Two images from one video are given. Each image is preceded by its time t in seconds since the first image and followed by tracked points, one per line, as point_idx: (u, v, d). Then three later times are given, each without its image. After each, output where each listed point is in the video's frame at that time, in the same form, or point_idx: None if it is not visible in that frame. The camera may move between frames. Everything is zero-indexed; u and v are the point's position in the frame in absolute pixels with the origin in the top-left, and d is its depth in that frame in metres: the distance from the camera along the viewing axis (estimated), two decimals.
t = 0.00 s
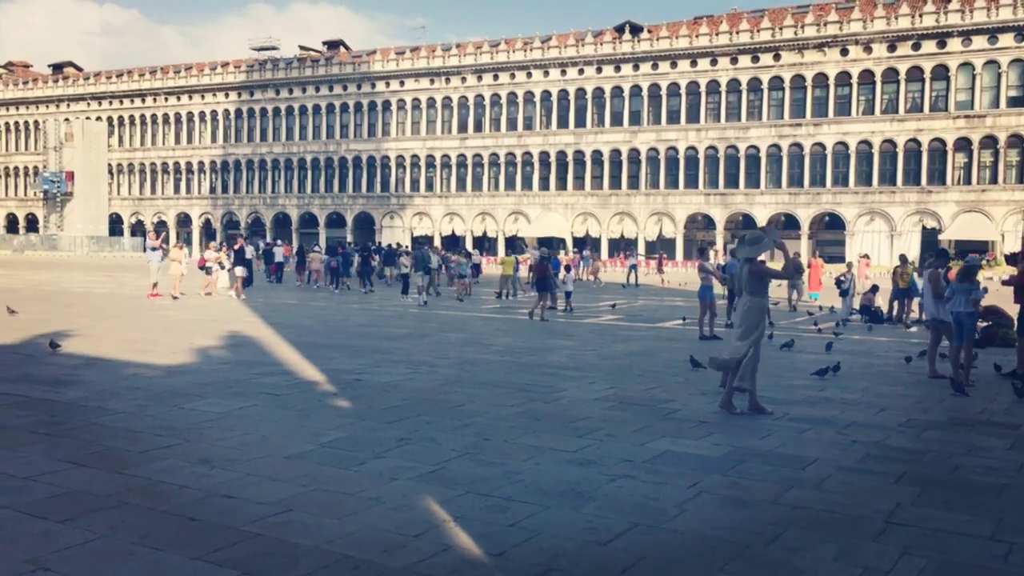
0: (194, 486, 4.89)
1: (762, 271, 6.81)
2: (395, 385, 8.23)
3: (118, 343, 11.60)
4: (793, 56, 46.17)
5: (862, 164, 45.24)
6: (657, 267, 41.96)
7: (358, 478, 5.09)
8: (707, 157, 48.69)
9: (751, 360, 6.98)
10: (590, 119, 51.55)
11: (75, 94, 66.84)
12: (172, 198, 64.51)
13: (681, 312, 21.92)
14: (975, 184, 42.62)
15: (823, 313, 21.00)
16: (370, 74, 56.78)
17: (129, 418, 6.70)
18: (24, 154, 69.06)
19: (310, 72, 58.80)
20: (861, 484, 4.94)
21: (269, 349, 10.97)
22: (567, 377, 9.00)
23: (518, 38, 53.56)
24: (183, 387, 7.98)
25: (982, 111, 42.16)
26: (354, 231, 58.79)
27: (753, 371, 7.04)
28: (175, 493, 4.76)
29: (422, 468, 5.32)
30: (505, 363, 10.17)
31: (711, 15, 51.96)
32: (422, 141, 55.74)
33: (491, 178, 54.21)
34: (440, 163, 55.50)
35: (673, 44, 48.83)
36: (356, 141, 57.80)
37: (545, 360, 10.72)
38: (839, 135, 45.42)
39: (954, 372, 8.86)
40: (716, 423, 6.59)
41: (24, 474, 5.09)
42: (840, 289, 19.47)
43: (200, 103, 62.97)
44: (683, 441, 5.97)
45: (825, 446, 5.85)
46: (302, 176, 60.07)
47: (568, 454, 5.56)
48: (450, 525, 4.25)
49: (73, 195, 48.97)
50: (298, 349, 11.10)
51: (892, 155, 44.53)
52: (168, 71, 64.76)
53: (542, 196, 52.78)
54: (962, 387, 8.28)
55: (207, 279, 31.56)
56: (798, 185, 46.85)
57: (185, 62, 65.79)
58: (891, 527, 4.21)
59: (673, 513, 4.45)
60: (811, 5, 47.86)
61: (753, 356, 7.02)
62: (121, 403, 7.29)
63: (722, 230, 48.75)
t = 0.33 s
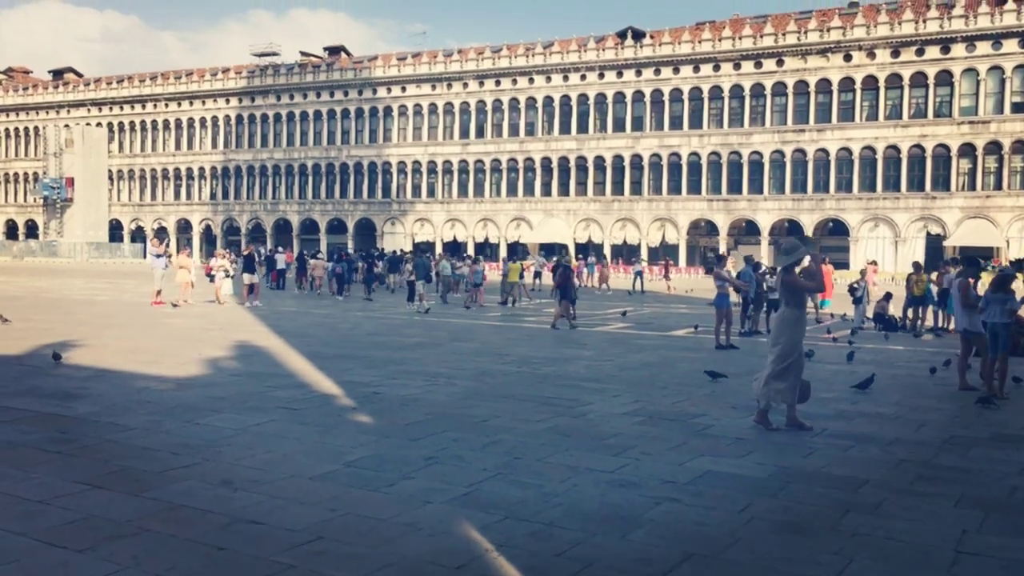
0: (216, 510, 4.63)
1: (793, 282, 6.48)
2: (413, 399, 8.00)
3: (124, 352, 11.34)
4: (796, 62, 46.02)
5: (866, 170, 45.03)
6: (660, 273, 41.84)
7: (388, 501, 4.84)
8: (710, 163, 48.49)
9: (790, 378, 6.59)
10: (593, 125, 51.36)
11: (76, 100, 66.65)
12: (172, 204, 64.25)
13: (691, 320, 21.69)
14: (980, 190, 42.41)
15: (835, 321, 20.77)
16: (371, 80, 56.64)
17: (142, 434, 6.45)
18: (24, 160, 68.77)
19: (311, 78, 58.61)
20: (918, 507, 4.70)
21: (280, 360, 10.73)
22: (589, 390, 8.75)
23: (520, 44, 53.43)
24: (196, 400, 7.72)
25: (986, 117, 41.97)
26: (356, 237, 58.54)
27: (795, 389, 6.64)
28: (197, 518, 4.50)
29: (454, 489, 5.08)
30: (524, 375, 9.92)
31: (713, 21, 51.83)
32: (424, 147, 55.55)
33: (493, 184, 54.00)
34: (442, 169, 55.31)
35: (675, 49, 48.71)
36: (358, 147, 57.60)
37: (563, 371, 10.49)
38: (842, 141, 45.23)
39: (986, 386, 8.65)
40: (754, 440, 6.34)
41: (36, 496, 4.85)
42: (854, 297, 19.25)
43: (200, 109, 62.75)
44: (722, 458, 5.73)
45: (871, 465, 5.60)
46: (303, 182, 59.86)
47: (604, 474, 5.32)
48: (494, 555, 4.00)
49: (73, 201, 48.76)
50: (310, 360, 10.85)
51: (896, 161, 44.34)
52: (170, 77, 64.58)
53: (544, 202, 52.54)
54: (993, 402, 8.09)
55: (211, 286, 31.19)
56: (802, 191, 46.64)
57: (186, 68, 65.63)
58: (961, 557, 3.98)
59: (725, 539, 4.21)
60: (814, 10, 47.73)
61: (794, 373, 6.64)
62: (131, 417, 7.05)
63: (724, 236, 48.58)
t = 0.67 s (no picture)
0: (244, 540, 4.39)
1: (836, 300, 6.26)
2: (435, 417, 7.76)
3: (133, 368, 11.10)
4: (801, 72, 45.88)
5: (871, 180, 44.82)
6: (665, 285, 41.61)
7: (423, 530, 4.58)
8: (715, 174, 48.32)
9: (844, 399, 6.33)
10: (597, 136, 51.19)
11: (79, 112, 66.57)
12: (176, 215, 64.11)
13: (702, 332, 21.43)
14: (986, 201, 42.19)
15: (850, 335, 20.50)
16: (375, 91, 56.56)
17: (159, 455, 6.21)
18: (27, 172, 68.64)
19: (315, 89, 58.57)
20: (983, 536, 4.45)
21: (294, 375, 10.49)
22: (615, 407, 8.51)
23: (524, 55, 53.36)
24: (211, 420, 7.47)
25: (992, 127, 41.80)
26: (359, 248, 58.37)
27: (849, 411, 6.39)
28: (225, 549, 4.26)
29: (491, 516, 4.83)
30: (546, 391, 9.66)
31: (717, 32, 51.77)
32: (427, 158, 55.44)
33: (497, 195, 53.80)
34: (446, 180, 55.18)
35: (679, 60, 48.57)
36: (361, 158, 57.46)
37: (584, 386, 10.24)
38: (848, 151, 45.04)
39: None
40: (796, 462, 6.10)
41: (53, 524, 4.61)
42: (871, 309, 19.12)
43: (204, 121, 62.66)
44: (767, 482, 5.48)
45: (924, 490, 5.35)
46: (306, 194, 59.72)
47: (647, 499, 5.09)
48: None
49: (76, 213, 48.60)
50: (323, 376, 10.59)
51: (901, 172, 44.14)
52: (173, 88, 64.52)
53: (548, 213, 52.34)
54: None
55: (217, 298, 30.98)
56: (807, 202, 46.44)
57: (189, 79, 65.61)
58: None
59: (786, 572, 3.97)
60: (818, 21, 47.69)
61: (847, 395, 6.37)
62: (147, 438, 6.81)
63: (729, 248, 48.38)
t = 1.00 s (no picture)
0: None
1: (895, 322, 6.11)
2: (470, 443, 7.52)
3: (154, 391, 10.90)
4: (815, 92, 45.70)
5: (887, 200, 44.48)
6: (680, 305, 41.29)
7: (475, 568, 4.34)
8: (728, 194, 48.12)
9: (911, 423, 6.07)
10: (610, 156, 51.07)
11: (94, 133, 66.85)
12: (189, 236, 64.20)
13: (725, 354, 21.10)
14: (1004, 221, 41.82)
15: (875, 358, 20.21)
16: (388, 112, 56.67)
17: (188, 485, 5.97)
18: (42, 194, 68.87)
19: (327, 110, 58.72)
20: None
21: (319, 399, 10.28)
22: (654, 433, 8.25)
23: (536, 76, 53.40)
24: (238, 447, 7.23)
25: (1009, 147, 41.50)
26: (371, 269, 58.30)
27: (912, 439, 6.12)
28: None
29: (543, 552, 4.58)
30: (578, 416, 9.39)
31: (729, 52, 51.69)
32: (440, 179, 55.41)
33: (509, 215, 53.70)
34: (458, 201, 55.11)
35: (692, 80, 48.47)
36: (374, 179, 57.50)
37: (617, 411, 9.98)
38: (863, 171, 44.74)
39: None
40: (857, 495, 5.82)
41: (84, 561, 4.38)
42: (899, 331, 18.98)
43: (217, 142, 62.85)
44: (830, 516, 5.21)
45: (995, 524, 5.08)
46: (319, 214, 59.76)
47: (707, 534, 4.83)
48: None
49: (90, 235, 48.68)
50: (349, 399, 10.36)
51: (918, 192, 43.79)
52: (187, 110, 64.80)
53: (561, 233, 52.14)
54: None
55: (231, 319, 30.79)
56: (822, 222, 46.12)
57: (203, 101, 65.91)
58: None
59: None
60: (831, 41, 47.55)
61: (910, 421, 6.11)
62: (174, 466, 6.58)
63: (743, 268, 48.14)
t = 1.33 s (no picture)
0: None
1: (953, 347, 5.88)
2: (504, 468, 7.28)
3: (174, 411, 10.70)
4: (831, 107, 45.41)
5: (905, 216, 44.06)
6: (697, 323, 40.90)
7: None
8: (745, 210, 47.79)
9: (972, 453, 5.81)
10: (625, 172, 50.85)
11: (111, 151, 67.19)
12: (204, 253, 64.28)
13: (748, 372, 20.75)
14: None
15: (901, 375, 19.87)
16: (402, 129, 56.72)
17: (218, 513, 5.77)
18: (59, 212, 69.17)
19: (342, 127, 58.84)
20: None
21: (343, 420, 10.06)
22: (692, 457, 7.99)
23: (551, 92, 53.36)
24: (265, 472, 7.01)
25: None
26: (386, 286, 58.19)
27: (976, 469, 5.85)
28: None
29: None
30: (610, 438, 9.12)
31: (744, 68, 51.50)
32: (454, 195, 55.34)
33: (524, 232, 53.51)
34: (473, 218, 55.02)
35: (708, 96, 48.22)
36: (388, 196, 57.48)
37: (649, 432, 9.71)
38: (881, 187, 44.36)
39: None
40: (917, 526, 5.55)
41: None
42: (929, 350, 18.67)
43: (233, 159, 63.06)
44: (893, 550, 4.95)
45: None
46: (334, 231, 59.76)
47: (765, 568, 4.58)
48: None
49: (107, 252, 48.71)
50: (374, 421, 10.12)
51: (937, 208, 43.37)
52: (203, 128, 65.09)
53: (576, 250, 51.85)
54: None
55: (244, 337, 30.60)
56: (840, 238, 45.70)
57: (219, 119, 66.23)
58: None
59: None
60: (848, 56, 47.32)
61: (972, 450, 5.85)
62: (202, 492, 6.37)
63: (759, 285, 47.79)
